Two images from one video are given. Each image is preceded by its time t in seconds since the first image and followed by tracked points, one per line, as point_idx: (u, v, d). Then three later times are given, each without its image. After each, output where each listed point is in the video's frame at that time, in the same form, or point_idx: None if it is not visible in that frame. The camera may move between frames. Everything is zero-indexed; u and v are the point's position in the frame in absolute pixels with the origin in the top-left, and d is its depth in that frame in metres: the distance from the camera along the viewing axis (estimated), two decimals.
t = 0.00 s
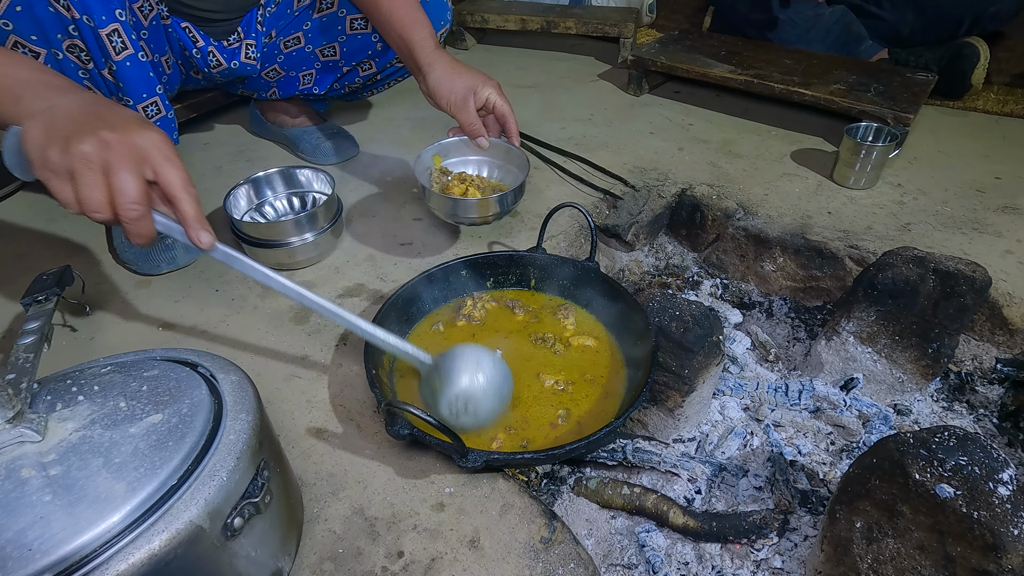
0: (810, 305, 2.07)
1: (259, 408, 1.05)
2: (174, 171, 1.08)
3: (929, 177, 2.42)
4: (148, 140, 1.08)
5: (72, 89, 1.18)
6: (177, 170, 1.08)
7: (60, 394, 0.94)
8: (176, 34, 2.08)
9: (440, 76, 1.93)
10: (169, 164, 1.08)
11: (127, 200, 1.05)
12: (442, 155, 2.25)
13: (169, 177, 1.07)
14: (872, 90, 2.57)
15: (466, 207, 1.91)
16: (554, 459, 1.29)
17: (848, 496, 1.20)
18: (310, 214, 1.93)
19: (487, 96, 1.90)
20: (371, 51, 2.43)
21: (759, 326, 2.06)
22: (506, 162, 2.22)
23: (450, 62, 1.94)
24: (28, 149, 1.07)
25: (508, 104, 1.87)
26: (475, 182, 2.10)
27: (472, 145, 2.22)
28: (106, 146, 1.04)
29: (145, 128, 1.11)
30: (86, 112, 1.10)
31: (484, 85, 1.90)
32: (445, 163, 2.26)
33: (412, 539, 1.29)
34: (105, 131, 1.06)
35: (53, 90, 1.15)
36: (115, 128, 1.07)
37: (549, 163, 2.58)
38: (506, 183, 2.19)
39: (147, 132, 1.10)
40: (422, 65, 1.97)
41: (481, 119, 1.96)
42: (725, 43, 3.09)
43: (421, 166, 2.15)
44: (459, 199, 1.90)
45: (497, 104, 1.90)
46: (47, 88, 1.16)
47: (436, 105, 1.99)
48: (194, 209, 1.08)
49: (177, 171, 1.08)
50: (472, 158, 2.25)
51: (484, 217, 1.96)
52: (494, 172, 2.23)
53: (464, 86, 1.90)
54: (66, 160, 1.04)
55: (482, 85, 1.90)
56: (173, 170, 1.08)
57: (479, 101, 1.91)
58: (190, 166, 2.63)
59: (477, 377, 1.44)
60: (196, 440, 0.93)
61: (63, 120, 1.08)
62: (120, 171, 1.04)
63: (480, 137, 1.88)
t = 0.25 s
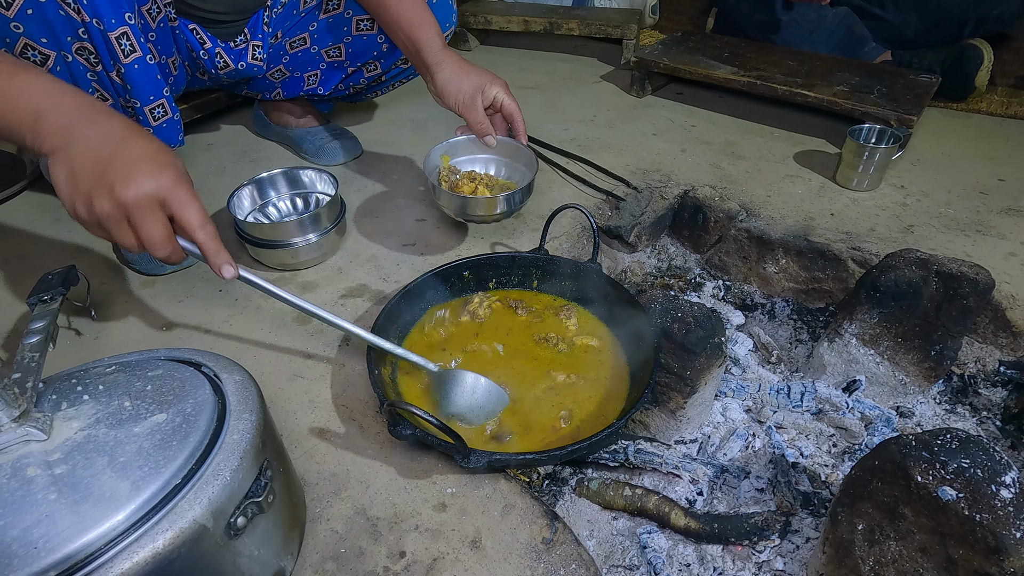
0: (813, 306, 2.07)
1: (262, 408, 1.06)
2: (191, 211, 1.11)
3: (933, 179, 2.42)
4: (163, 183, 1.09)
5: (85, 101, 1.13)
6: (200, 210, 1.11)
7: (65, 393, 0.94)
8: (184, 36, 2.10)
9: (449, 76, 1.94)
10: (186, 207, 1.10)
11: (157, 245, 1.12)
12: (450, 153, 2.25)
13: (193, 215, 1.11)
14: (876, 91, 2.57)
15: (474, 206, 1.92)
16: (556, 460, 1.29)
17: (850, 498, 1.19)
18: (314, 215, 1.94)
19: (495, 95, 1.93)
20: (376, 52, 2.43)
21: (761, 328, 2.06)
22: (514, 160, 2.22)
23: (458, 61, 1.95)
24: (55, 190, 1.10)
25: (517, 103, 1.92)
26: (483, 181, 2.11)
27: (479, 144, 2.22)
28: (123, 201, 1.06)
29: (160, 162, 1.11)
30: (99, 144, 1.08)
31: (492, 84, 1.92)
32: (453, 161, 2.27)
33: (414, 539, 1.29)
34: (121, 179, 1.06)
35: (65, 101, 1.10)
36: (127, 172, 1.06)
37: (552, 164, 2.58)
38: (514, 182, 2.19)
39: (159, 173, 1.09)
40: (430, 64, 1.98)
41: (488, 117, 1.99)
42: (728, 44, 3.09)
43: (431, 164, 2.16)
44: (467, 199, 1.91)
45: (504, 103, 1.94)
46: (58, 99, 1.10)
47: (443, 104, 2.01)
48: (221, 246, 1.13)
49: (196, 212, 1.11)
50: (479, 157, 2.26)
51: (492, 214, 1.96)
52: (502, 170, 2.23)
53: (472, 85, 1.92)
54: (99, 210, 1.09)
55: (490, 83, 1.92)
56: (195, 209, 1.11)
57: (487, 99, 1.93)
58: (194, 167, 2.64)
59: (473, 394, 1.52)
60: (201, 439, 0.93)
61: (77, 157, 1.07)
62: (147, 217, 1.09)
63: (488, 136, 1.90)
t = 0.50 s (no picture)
0: (816, 308, 2.07)
1: (264, 409, 1.06)
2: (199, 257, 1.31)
3: (937, 181, 2.41)
4: (162, 244, 1.27)
5: (68, 152, 1.22)
6: (200, 254, 1.30)
7: (67, 393, 0.94)
8: (187, 36, 2.09)
9: (452, 76, 1.94)
10: (193, 258, 1.30)
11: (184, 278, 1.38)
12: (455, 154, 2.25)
13: (198, 259, 1.31)
14: (879, 93, 2.57)
15: (478, 207, 1.91)
16: (558, 462, 1.28)
17: (854, 502, 1.19)
18: (316, 216, 1.94)
19: (498, 96, 1.94)
20: (379, 52, 2.44)
21: (765, 330, 2.05)
22: (518, 160, 2.21)
23: (461, 62, 1.95)
24: (90, 242, 1.35)
25: (519, 104, 1.92)
26: (487, 181, 2.11)
27: (483, 144, 2.22)
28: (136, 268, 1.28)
29: (148, 223, 1.25)
30: (99, 212, 1.24)
31: (495, 85, 1.94)
32: (457, 162, 2.26)
33: (415, 541, 1.29)
34: (127, 252, 1.26)
35: (55, 159, 1.22)
36: (129, 243, 1.25)
37: (554, 165, 2.58)
38: (518, 183, 2.18)
39: (151, 241, 1.26)
40: (433, 65, 1.97)
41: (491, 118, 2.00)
42: (731, 46, 3.09)
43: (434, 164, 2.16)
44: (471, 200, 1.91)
45: (507, 104, 1.95)
46: (48, 158, 1.22)
47: (446, 106, 2.00)
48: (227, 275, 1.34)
49: (202, 259, 1.31)
50: (483, 157, 2.25)
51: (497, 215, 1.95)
52: (506, 171, 2.22)
53: (475, 86, 1.93)
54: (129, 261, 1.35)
55: (492, 84, 1.94)
56: (196, 256, 1.30)
57: (490, 101, 1.94)
58: (197, 167, 2.64)
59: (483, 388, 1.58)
60: (202, 439, 0.93)
61: (90, 224, 1.27)
62: (166, 267, 1.33)
63: (491, 136, 1.90)
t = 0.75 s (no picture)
0: (820, 311, 2.06)
1: (268, 409, 1.06)
2: (190, 268, 1.34)
3: (941, 183, 2.40)
4: (149, 261, 1.31)
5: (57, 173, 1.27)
6: (187, 269, 1.33)
7: (72, 392, 0.94)
8: (194, 38, 2.11)
9: (458, 76, 1.94)
10: (184, 269, 1.33)
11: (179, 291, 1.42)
12: (460, 154, 2.26)
13: (186, 273, 1.34)
14: (884, 95, 2.56)
15: (484, 207, 1.92)
16: (562, 464, 1.28)
17: (858, 505, 1.19)
18: (320, 216, 1.94)
19: (504, 95, 1.94)
20: (384, 53, 2.44)
21: (768, 332, 2.05)
22: (524, 159, 2.21)
23: (467, 61, 1.96)
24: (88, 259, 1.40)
25: (525, 104, 1.91)
26: (493, 181, 2.11)
27: (488, 144, 2.22)
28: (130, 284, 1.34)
29: (134, 241, 1.29)
30: (92, 232, 1.30)
31: (501, 84, 1.93)
32: (462, 162, 2.27)
33: (418, 542, 1.29)
34: (118, 270, 1.31)
35: (46, 182, 1.27)
36: (120, 262, 1.30)
37: (557, 166, 2.58)
38: (523, 182, 2.19)
39: (138, 258, 1.30)
40: (439, 64, 1.98)
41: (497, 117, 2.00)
42: (735, 48, 3.09)
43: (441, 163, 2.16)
44: (477, 200, 1.91)
45: (513, 103, 1.94)
46: (39, 181, 1.27)
47: (452, 105, 2.01)
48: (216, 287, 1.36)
49: (193, 267, 1.34)
50: (488, 157, 2.26)
51: (501, 215, 1.96)
52: (511, 170, 2.23)
53: (481, 85, 1.93)
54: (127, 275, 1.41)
55: (498, 83, 1.93)
56: (184, 270, 1.33)
57: (496, 100, 1.94)
58: (201, 168, 2.65)
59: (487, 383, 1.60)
60: (207, 439, 0.93)
61: (86, 243, 1.34)
62: (159, 281, 1.38)
63: (498, 135, 1.93)
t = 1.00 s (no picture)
0: (822, 312, 2.06)
1: (271, 409, 1.06)
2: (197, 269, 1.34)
3: (944, 184, 2.40)
4: (157, 261, 1.31)
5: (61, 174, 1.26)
6: (195, 269, 1.34)
7: (76, 391, 0.94)
8: (196, 38, 2.11)
9: (458, 76, 1.94)
10: (191, 270, 1.34)
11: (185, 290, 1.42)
12: (460, 154, 2.26)
13: (193, 273, 1.34)
14: (886, 96, 2.56)
15: (484, 207, 1.92)
16: (565, 464, 1.28)
17: (862, 506, 1.18)
18: (322, 217, 1.94)
19: (504, 95, 1.93)
20: (386, 53, 2.44)
21: (771, 333, 2.05)
22: (523, 159, 2.22)
23: (467, 61, 1.95)
24: (94, 261, 1.40)
25: (525, 103, 1.91)
26: (493, 181, 2.12)
27: (489, 144, 2.22)
28: (138, 285, 1.34)
29: (142, 242, 1.29)
30: (98, 234, 1.30)
31: (501, 84, 1.93)
32: (463, 162, 2.27)
33: (421, 542, 1.29)
34: (127, 271, 1.32)
35: (50, 183, 1.26)
36: (128, 263, 1.31)
37: (559, 167, 2.58)
38: (523, 181, 2.19)
39: (145, 259, 1.31)
40: (439, 65, 1.98)
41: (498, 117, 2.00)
42: (736, 49, 3.08)
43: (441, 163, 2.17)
44: (477, 199, 1.91)
45: (513, 103, 1.94)
46: (43, 182, 1.26)
47: (452, 105, 2.01)
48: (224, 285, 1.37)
49: (200, 268, 1.34)
50: (488, 157, 2.26)
51: (500, 215, 1.96)
52: (511, 170, 2.23)
53: (481, 85, 1.93)
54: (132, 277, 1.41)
55: (498, 83, 1.93)
56: (191, 270, 1.34)
57: (496, 100, 1.94)
58: (203, 168, 2.65)
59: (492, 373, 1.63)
60: (209, 439, 0.93)
61: (91, 245, 1.33)
62: (167, 282, 1.38)
63: (498, 135, 1.93)
